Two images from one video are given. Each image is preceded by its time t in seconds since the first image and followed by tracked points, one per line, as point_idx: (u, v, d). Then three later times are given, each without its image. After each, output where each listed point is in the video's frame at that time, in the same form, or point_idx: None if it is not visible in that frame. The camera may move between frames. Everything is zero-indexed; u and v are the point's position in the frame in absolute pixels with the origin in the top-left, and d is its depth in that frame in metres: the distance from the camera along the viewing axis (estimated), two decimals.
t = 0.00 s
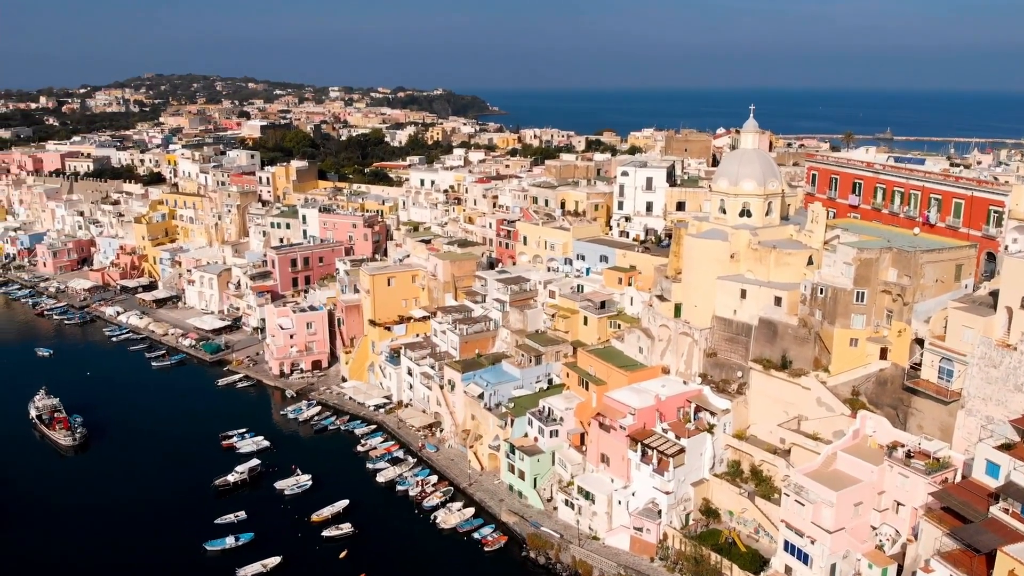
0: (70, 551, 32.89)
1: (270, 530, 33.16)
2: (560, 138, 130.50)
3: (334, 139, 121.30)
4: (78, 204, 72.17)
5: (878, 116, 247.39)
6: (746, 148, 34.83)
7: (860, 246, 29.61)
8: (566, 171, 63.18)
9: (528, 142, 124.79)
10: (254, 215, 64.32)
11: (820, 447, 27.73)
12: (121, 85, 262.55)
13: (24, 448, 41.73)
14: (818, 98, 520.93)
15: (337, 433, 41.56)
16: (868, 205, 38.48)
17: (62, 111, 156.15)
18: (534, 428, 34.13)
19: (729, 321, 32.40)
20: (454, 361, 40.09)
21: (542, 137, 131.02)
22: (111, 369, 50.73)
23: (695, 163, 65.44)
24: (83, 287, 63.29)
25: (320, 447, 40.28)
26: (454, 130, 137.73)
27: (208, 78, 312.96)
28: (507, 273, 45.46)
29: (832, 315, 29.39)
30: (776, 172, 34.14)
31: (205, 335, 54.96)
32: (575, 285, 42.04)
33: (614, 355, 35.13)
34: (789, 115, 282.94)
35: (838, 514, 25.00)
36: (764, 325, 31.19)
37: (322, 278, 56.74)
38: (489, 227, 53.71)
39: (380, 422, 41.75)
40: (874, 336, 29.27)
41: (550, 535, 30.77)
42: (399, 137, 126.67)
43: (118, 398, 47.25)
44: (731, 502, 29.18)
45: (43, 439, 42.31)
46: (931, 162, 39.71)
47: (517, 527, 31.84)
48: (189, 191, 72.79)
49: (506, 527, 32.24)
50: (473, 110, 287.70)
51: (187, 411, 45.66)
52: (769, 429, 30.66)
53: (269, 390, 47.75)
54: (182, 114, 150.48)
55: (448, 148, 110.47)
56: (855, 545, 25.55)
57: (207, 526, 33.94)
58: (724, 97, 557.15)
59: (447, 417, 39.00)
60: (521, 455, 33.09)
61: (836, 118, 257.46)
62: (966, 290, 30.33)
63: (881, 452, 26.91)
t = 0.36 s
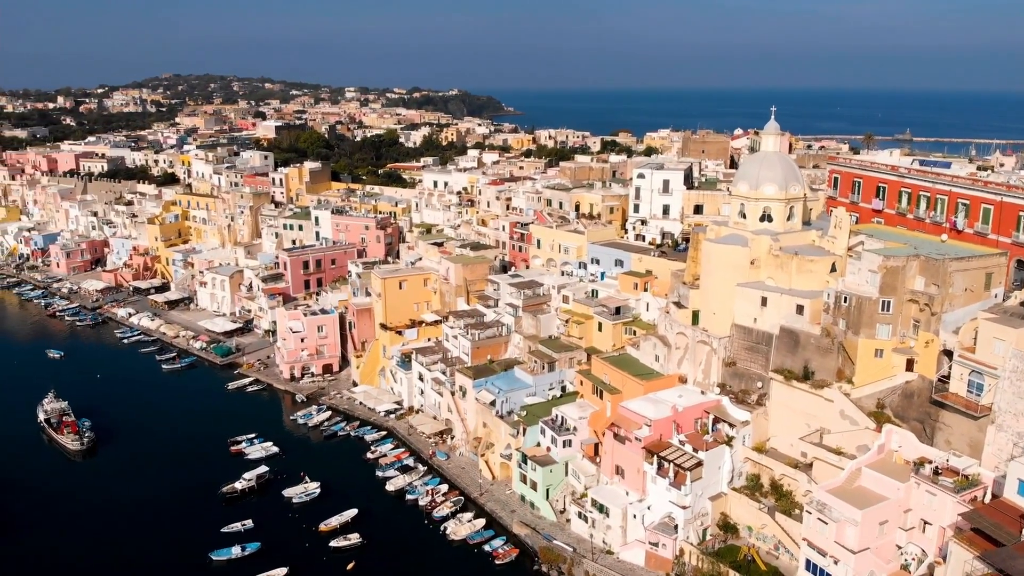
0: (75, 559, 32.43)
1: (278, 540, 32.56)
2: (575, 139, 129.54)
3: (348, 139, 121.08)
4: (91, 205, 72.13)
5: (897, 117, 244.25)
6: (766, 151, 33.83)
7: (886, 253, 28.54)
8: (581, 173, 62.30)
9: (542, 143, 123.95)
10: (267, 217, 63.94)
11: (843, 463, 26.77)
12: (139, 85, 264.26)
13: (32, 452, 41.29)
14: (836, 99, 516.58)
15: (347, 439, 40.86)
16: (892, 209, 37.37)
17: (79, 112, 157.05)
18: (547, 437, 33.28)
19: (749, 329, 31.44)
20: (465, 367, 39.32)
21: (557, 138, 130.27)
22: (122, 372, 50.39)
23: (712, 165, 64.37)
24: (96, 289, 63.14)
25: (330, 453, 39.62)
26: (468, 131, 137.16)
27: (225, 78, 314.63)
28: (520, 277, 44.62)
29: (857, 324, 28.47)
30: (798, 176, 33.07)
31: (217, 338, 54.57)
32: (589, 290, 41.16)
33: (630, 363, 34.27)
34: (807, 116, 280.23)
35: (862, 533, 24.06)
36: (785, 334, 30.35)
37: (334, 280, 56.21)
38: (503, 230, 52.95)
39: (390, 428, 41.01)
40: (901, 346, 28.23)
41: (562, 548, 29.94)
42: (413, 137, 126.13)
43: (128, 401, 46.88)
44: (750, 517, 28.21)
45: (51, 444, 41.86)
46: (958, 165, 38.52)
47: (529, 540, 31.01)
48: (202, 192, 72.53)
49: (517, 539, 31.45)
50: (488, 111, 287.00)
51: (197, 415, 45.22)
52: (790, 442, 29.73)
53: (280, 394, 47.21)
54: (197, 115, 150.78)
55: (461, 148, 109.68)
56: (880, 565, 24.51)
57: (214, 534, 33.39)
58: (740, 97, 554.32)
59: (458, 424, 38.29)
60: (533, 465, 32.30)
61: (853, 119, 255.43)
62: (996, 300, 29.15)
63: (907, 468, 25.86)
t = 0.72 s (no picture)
0: (78, 565, 31.96)
1: (284, 548, 32.01)
2: (589, 140, 128.67)
3: (361, 140, 120.80)
4: (104, 205, 72.10)
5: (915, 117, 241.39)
6: (786, 154, 32.83)
7: (911, 260, 27.75)
8: (595, 174, 61.45)
9: (556, 144, 123.14)
10: (278, 218, 63.53)
11: (866, 478, 25.93)
12: (155, 85, 265.84)
13: (39, 456, 40.94)
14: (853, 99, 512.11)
15: (355, 444, 40.20)
16: (915, 213, 36.34)
17: (95, 112, 157.81)
18: (559, 446, 32.57)
19: (768, 337, 30.57)
20: (476, 373, 38.67)
21: (571, 139, 129.43)
22: (131, 375, 50.07)
23: (728, 167, 63.34)
24: (107, 290, 62.98)
25: (338, 459, 39.03)
26: (482, 132, 136.61)
27: (241, 78, 316.25)
28: (532, 281, 43.86)
29: (880, 333, 27.40)
30: (819, 179, 32.04)
31: (227, 340, 54.16)
32: (603, 294, 40.36)
33: (645, 371, 33.48)
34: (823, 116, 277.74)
35: (886, 552, 23.24)
36: (805, 344, 29.34)
37: (346, 282, 55.62)
38: (515, 232, 52.19)
39: (400, 434, 40.38)
40: (926, 356, 27.46)
41: (574, 561, 29.24)
42: (426, 138, 125.70)
43: (136, 404, 46.51)
44: (768, 532, 27.44)
45: (58, 447, 41.49)
46: (983, 168, 37.43)
47: (540, 551, 30.31)
48: (214, 193, 72.30)
49: (528, 551, 30.70)
50: (502, 111, 286.43)
51: (204, 419, 44.78)
52: (809, 455, 28.85)
53: (289, 398, 46.70)
54: (212, 115, 151.17)
55: (475, 150, 109.16)
56: None
57: (219, 542, 32.84)
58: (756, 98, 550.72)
59: (468, 431, 37.60)
60: (544, 475, 31.61)
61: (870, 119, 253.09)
62: None
63: (932, 484, 25.04)
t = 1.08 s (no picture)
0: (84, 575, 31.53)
1: (292, 558, 31.43)
2: (605, 140, 127.68)
3: (376, 141, 120.52)
4: (118, 205, 71.99)
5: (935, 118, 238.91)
6: (809, 157, 31.81)
7: (940, 269, 26.58)
8: (611, 176, 60.49)
9: (571, 145, 122.26)
10: (292, 219, 63.05)
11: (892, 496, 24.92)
12: (173, 85, 267.37)
13: (48, 460, 40.66)
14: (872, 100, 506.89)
15: (366, 450, 39.49)
16: (943, 218, 35.18)
17: (113, 111, 158.51)
18: (572, 456, 31.69)
19: (790, 347, 29.60)
20: (488, 379, 37.90)
21: (587, 139, 128.41)
22: (142, 377, 49.75)
23: (747, 169, 62.19)
24: (120, 290, 62.78)
25: (349, 465, 38.39)
26: (497, 132, 135.98)
27: (258, 78, 317.74)
28: (546, 285, 42.89)
29: (907, 344, 26.35)
30: (843, 183, 30.98)
31: (239, 342, 53.70)
32: (618, 300, 39.45)
33: (661, 379, 32.53)
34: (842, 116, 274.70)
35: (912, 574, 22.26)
36: (829, 354, 28.45)
37: (358, 284, 55.02)
38: (529, 235, 51.22)
39: (411, 440, 39.67)
40: (955, 369, 26.26)
41: None
42: (442, 138, 125.17)
43: (147, 408, 46.15)
44: (789, 549, 26.41)
45: (67, 451, 41.20)
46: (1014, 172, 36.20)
47: (552, 565, 29.50)
48: (228, 194, 71.99)
49: (540, 564, 29.90)
50: (518, 111, 285.78)
51: (215, 424, 44.34)
52: (833, 469, 27.91)
53: (300, 402, 46.10)
54: (228, 115, 151.42)
55: (490, 150, 108.40)
56: None
57: (226, 552, 32.30)
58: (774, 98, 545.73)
59: (480, 439, 36.84)
60: (557, 486, 30.80)
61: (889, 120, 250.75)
62: None
63: (961, 502, 23.92)
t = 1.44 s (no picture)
0: None
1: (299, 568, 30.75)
2: (621, 141, 126.79)
3: (391, 141, 120.21)
4: (133, 205, 71.91)
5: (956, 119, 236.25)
6: (833, 161, 30.72)
7: (972, 278, 25.41)
8: (627, 178, 59.55)
9: (587, 145, 121.34)
10: (305, 221, 62.54)
11: (919, 514, 23.90)
12: (191, 85, 268.97)
13: (57, 464, 40.27)
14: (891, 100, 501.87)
15: (376, 457, 38.82)
16: (970, 224, 34.02)
17: (130, 111, 159.25)
18: (586, 467, 30.82)
19: (813, 357, 28.60)
20: (500, 386, 37.11)
21: (602, 140, 127.51)
22: (153, 379, 49.37)
23: (766, 171, 61.03)
24: (133, 291, 62.57)
25: (358, 472, 37.71)
26: (512, 133, 135.26)
27: (276, 78, 319.36)
28: (560, 289, 41.99)
29: (936, 356, 25.35)
30: (869, 188, 29.90)
31: (250, 345, 53.26)
32: (634, 305, 38.51)
33: (678, 389, 31.71)
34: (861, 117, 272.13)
35: None
36: (854, 365, 27.47)
37: (371, 287, 54.40)
38: (543, 238, 50.29)
39: (422, 447, 38.94)
40: (986, 382, 25.50)
41: None
42: (457, 139, 124.67)
43: (156, 411, 45.66)
44: (811, 568, 25.54)
45: (75, 455, 40.77)
46: None
47: None
48: (242, 195, 71.70)
49: None
50: (533, 111, 285.23)
51: (224, 428, 43.75)
52: (856, 485, 26.91)
53: (310, 406, 45.51)
54: (244, 115, 151.69)
55: (505, 151, 107.73)
56: None
57: (232, 561, 31.67)
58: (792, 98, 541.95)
59: (492, 447, 36.08)
60: (571, 498, 29.98)
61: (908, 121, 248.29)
62: None
63: (991, 523, 22.95)
